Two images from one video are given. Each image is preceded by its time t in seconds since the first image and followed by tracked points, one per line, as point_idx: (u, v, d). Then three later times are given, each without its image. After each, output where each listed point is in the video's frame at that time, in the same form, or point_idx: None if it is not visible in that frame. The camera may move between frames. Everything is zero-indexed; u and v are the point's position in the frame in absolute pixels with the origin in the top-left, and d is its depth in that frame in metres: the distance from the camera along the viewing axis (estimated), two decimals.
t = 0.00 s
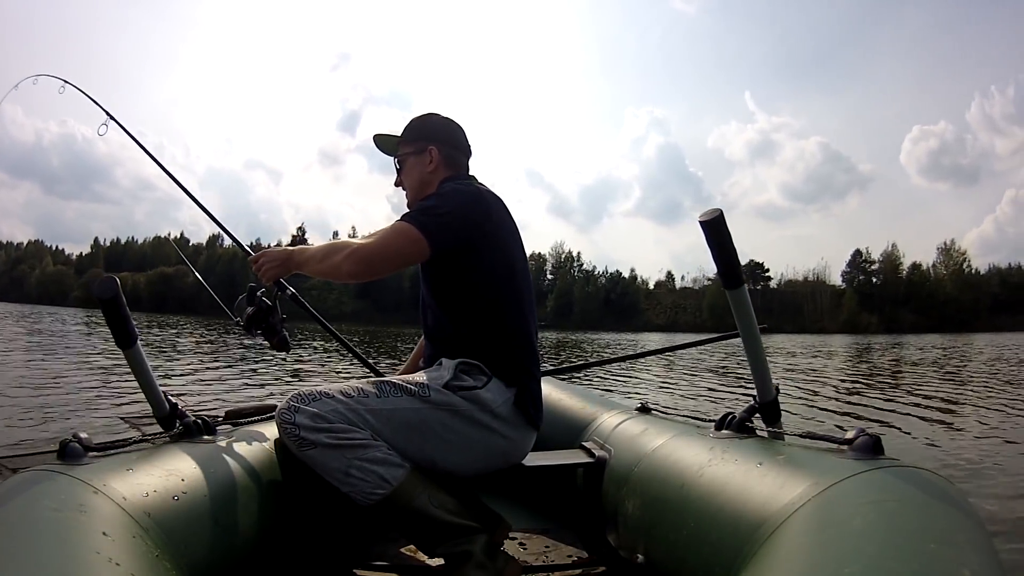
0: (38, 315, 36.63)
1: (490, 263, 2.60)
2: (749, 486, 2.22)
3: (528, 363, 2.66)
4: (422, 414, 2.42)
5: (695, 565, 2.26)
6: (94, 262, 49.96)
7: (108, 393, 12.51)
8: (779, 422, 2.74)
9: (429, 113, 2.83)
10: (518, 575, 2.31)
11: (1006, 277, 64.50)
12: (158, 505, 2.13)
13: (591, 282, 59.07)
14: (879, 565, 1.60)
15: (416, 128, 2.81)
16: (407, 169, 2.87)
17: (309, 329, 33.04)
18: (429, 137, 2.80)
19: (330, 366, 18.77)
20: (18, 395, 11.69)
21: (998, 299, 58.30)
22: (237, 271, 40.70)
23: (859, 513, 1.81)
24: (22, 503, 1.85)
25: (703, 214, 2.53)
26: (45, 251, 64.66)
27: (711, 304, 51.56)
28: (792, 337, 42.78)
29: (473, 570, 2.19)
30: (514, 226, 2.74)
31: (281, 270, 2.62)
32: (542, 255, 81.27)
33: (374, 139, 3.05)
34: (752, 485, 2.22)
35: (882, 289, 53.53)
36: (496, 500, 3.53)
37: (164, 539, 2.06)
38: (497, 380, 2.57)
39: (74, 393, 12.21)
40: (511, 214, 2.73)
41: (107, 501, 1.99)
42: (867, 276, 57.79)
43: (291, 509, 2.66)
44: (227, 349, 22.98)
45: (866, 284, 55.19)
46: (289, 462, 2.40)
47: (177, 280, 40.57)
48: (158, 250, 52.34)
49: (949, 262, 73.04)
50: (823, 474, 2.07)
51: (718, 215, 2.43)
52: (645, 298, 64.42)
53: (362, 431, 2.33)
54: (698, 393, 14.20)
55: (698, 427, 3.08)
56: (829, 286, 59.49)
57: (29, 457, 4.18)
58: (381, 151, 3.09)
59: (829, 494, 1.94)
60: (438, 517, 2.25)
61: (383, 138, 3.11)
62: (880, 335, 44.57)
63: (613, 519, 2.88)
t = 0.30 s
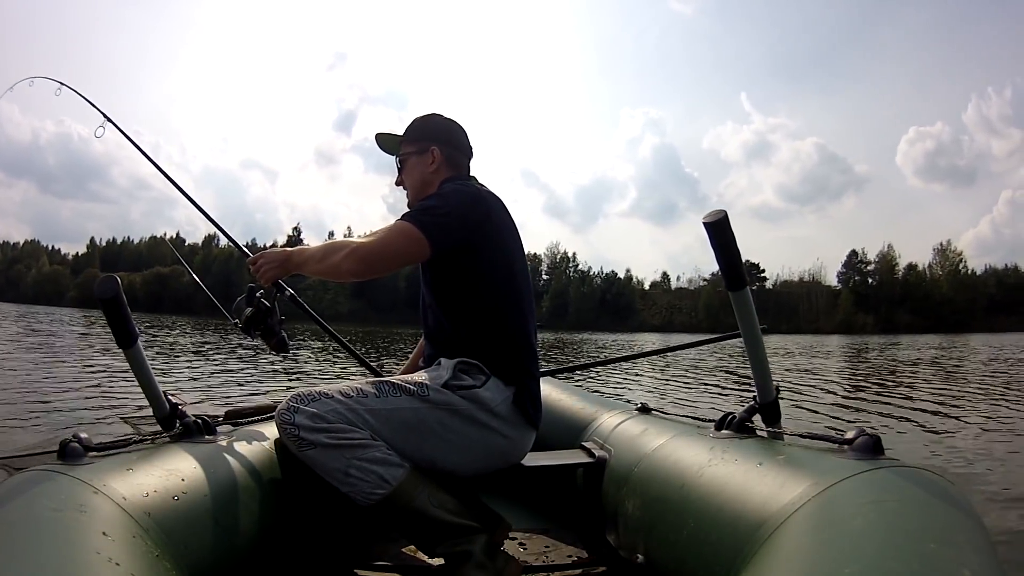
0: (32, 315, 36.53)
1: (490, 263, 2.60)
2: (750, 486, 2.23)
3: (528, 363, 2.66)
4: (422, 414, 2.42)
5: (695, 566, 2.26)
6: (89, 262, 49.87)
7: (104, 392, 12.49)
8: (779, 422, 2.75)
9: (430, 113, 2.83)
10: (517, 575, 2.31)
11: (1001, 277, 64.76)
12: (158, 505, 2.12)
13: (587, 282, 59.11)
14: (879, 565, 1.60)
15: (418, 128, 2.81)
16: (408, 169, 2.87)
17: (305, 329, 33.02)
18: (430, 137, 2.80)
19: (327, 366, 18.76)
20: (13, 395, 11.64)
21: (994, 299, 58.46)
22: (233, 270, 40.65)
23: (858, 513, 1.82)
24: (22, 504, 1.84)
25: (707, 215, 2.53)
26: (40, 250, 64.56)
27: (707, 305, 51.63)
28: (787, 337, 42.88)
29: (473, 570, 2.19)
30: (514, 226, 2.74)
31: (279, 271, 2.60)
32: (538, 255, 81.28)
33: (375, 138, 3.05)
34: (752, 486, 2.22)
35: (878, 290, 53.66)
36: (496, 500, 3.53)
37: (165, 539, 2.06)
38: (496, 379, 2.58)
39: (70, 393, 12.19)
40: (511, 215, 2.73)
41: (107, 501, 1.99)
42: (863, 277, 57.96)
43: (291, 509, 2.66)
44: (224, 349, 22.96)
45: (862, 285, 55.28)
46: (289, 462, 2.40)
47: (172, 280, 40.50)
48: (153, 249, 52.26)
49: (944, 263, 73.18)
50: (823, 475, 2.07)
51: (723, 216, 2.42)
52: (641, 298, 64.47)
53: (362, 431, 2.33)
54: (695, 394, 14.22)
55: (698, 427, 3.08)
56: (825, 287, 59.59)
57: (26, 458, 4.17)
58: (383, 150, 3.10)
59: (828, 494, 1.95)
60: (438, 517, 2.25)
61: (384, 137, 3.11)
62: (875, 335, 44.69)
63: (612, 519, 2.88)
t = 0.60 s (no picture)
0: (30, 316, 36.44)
1: (491, 264, 2.60)
2: (749, 486, 2.23)
3: (528, 363, 2.66)
4: (421, 414, 2.42)
5: (694, 565, 2.27)
6: (87, 263, 49.87)
7: (102, 393, 12.47)
8: (779, 422, 2.75)
9: (430, 113, 2.83)
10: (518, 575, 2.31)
11: (999, 276, 64.77)
12: (158, 505, 2.12)
13: (586, 282, 59.08)
14: (879, 565, 1.60)
15: (418, 128, 2.81)
16: (408, 168, 2.87)
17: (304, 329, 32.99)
18: (431, 137, 2.80)
19: (325, 366, 18.73)
20: (11, 396, 11.62)
21: (993, 298, 58.44)
22: (231, 271, 40.62)
23: (857, 512, 1.82)
24: (22, 503, 1.84)
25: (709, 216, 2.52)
26: (39, 252, 64.61)
27: (705, 304, 51.61)
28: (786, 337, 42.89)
29: (473, 570, 2.19)
30: (513, 227, 2.74)
31: (279, 271, 2.60)
32: (536, 255, 81.23)
33: (375, 137, 3.05)
34: (752, 485, 2.22)
35: (876, 290, 53.65)
36: (496, 500, 3.53)
37: (164, 540, 2.06)
38: (496, 379, 2.58)
39: (70, 394, 12.18)
40: (511, 215, 2.73)
41: (106, 501, 1.98)
42: (861, 276, 57.95)
43: (291, 509, 2.66)
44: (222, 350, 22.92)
45: (860, 284, 55.28)
46: (289, 462, 2.41)
47: (171, 281, 40.50)
48: (151, 250, 52.20)
49: (942, 262, 73.18)
50: (822, 474, 2.07)
51: (726, 217, 2.41)
52: (640, 298, 64.44)
53: (362, 431, 2.33)
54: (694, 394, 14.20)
55: (698, 427, 3.08)
56: (824, 286, 59.58)
57: (27, 459, 4.17)
58: (383, 150, 3.10)
59: (827, 493, 1.95)
60: (438, 517, 2.25)
61: (384, 136, 3.11)
62: (874, 334, 44.69)
63: (613, 519, 2.89)
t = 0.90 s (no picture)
0: (30, 317, 36.45)
1: (492, 263, 2.60)
2: (749, 485, 2.23)
3: (529, 363, 2.66)
4: (421, 414, 2.42)
5: (695, 565, 2.27)
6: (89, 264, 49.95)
7: (104, 393, 12.49)
8: (779, 422, 2.75)
9: (434, 112, 2.83)
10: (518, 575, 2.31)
11: (1000, 275, 64.74)
12: (158, 505, 2.12)
13: (585, 282, 59.07)
14: (880, 566, 1.60)
15: (422, 127, 2.81)
16: (411, 167, 2.87)
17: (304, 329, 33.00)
18: (435, 135, 2.80)
19: (325, 366, 18.72)
20: (11, 397, 11.63)
21: (993, 298, 58.42)
22: (232, 271, 40.64)
23: (858, 512, 1.82)
24: (22, 504, 1.84)
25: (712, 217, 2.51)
26: (40, 252, 64.66)
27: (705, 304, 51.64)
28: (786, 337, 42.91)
29: (473, 570, 2.19)
30: (516, 227, 2.74)
31: (281, 265, 2.59)
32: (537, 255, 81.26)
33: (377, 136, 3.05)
34: (751, 485, 2.22)
35: (876, 290, 53.65)
36: (496, 500, 3.53)
37: (165, 539, 2.06)
38: (496, 379, 2.58)
39: (71, 393, 12.21)
40: (514, 215, 2.73)
41: (107, 501, 1.99)
42: (861, 276, 57.93)
43: (292, 510, 2.66)
44: (222, 350, 22.93)
45: (861, 284, 55.27)
46: (290, 462, 2.40)
47: (171, 281, 40.53)
48: (151, 251, 52.22)
49: (943, 262, 73.12)
50: (822, 474, 2.07)
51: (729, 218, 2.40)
52: (639, 298, 64.44)
53: (362, 431, 2.33)
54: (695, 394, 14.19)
55: (698, 427, 3.08)
56: (824, 286, 59.58)
57: (27, 458, 4.18)
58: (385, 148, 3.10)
59: (827, 493, 1.95)
60: (438, 517, 2.25)
61: (387, 135, 3.11)
62: (874, 334, 44.66)
63: (613, 519, 2.89)
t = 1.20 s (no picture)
0: (33, 319, 36.51)
1: (494, 264, 2.60)
2: (750, 485, 2.23)
3: (529, 363, 2.66)
4: (422, 415, 2.43)
5: (695, 564, 2.27)
6: (91, 266, 50.09)
7: (107, 394, 12.52)
8: (780, 422, 2.74)
9: (436, 111, 2.83)
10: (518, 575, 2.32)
11: (1003, 274, 64.63)
12: (158, 505, 2.13)
13: (588, 282, 59.04)
14: (880, 564, 1.60)
15: (424, 126, 2.81)
16: (414, 166, 2.87)
17: (306, 330, 33.03)
18: (437, 134, 2.80)
19: (328, 366, 18.73)
20: (15, 398, 11.65)
21: (996, 297, 58.28)
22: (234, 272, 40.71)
23: (858, 511, 1.82)
24: (23, 504, 1.85)
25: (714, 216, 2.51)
26: (43, 254, 64.77)
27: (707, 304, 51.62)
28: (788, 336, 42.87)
29: (473, 571, 2.19)
30: (518, 227, 2.74)
31: (284, 260, 2.59)
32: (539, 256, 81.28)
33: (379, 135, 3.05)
34: (751, 484, 2.23)
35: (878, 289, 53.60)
36: (496, 500, 3.53)
37: (165, 540, 2.06)
38: (496, 379, 2.58)
39: (74, 394, 12.24)
40: (517, 215, 2.73)
41: (107, 501, 1.99)
42: (864, 275, 57.86)
43: (292, 510, 2.67)
44: (225, 350, 22.96)
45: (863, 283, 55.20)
46: (290, 463, 2.41)
47: (173, 283, 40.60)
48: (154, 252, 52.26)
49: (945, 260, 72.99)
50: (822, 474, 2.07)
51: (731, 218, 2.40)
52: (642, 298, 64.36)
53: (363, 431, 2.33)
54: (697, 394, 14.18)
55: (699, 427, 3.08)
56: (826, 285, 59.51)
57: (30, 458, 4.19)
58: (387, 147, 3.10)
59: (828, 492, 1.95)
60: (439, 517, 2.25)
61: (388, 134, 3.12)
62: (877, 333, 44.61)
63: (613, 519, 2.89)
